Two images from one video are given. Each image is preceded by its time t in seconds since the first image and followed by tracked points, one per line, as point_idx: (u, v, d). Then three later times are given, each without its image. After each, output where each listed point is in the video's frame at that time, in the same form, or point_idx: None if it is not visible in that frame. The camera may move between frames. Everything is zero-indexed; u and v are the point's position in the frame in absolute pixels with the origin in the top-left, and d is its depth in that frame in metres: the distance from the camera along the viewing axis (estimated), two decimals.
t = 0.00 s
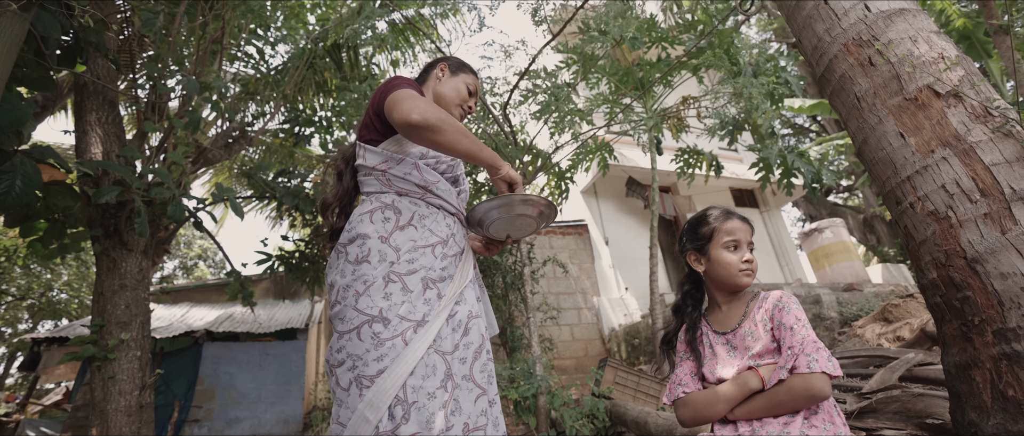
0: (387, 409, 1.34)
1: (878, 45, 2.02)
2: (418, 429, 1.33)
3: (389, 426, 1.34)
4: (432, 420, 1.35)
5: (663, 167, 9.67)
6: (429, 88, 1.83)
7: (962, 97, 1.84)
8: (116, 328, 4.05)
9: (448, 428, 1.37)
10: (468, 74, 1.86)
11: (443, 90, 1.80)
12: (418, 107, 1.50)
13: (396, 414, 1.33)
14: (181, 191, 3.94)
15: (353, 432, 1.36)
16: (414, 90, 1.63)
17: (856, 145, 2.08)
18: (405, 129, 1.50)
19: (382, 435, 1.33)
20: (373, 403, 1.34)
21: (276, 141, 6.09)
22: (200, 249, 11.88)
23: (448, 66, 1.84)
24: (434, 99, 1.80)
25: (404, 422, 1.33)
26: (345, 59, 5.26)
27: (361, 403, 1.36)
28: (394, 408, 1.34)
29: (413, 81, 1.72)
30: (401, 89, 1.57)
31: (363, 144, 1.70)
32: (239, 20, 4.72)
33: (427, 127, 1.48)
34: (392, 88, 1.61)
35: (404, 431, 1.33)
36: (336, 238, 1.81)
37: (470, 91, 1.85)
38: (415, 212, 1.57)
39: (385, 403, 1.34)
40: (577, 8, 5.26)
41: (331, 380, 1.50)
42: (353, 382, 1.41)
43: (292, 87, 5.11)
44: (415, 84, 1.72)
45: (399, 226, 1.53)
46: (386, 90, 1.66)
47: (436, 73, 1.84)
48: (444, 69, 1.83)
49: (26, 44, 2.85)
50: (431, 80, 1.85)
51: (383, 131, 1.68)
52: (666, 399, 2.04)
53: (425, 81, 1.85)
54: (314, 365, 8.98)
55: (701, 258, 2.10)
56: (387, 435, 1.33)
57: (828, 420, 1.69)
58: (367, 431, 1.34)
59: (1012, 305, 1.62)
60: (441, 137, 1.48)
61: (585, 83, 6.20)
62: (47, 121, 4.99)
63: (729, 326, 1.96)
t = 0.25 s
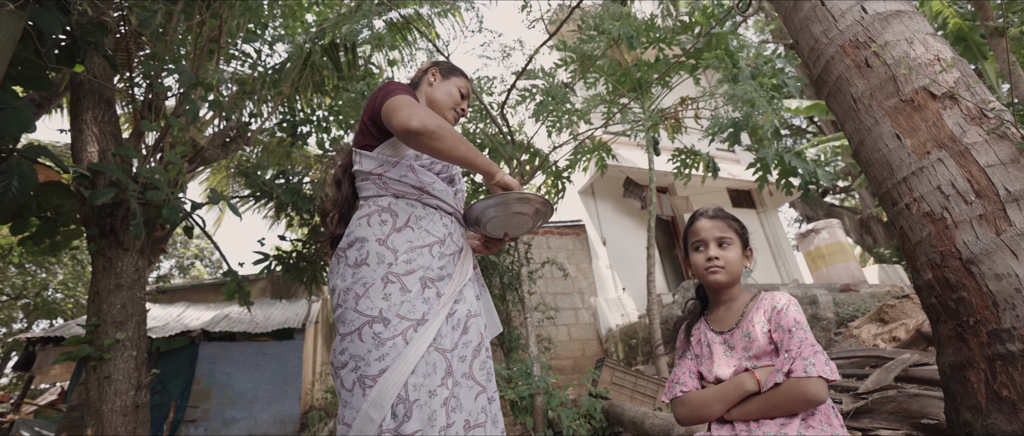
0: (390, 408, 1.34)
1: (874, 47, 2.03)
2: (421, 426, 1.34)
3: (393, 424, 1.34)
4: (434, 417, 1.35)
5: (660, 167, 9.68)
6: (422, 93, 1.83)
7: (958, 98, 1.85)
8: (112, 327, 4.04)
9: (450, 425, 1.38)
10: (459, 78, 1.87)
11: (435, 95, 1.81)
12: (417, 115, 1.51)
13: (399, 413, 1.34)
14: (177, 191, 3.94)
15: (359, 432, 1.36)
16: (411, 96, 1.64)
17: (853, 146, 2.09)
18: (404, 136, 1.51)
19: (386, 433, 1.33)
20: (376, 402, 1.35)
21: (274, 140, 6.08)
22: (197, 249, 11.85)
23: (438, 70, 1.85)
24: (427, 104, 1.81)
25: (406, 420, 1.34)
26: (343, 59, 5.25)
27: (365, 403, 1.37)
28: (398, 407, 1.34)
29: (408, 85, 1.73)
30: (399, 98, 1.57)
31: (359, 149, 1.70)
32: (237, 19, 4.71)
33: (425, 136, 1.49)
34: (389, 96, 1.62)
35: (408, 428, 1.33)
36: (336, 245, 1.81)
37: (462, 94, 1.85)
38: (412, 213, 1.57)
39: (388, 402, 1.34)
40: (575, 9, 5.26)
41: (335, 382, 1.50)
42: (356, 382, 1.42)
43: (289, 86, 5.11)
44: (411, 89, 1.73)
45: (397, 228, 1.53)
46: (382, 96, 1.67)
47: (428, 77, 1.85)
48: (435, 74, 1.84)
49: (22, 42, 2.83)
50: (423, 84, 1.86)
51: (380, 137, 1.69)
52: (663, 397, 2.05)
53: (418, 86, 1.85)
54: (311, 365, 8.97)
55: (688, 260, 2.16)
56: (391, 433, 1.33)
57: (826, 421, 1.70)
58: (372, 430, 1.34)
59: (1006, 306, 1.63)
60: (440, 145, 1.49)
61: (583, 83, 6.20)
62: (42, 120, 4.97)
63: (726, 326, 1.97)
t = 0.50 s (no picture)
0: (397, 406, 1.34)
1: (872, 48, 2.03)
2: (428, 424, 1.34)
3: (400, 423, 1.34)
4: (440, 414, 1.36)
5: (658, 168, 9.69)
6: (418, 98, 1.83)
7: (955, 100, 1.86)
8: (109, 327, 4.04)
9: (455, 423, 1.39)
10: (454, 81, 1.87)
11: (432, 99, 1.81)
12: (412, 128, 1.50)
13: (406, 411, 1.34)
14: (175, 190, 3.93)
15: (366, 432, 1.35)
16: (406, 105, 1.63)
17: (850, 147, 2.10)
18: (400, 151, 1.50)
19: (394, 432, 1.33)
20: (383, 402, 1.35)
21: (272, 140, 6.07)
22: (194, 248, 11.83)
23: (433, 75, 1.85)
24: (424, 108, 1.81)
25: (414, 417, 1.34)
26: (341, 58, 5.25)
27: (371, 403, 1.36)
28: (404, 407, 1.35)
29: (404, 93, 1.71)
30: (393, 109, 1.57)
31: (356, 157, 1.70)
32: (235, 17, 4.71)
33: (420, 149, 1.49)
34: (383, 107, 1.61)
35: (416, 426, 1.34)
36: (337, 251, 1.81)
37: (457, 97, 1.86)
38: (410, 216, 1.57)
39: (395, 400, 1.34)
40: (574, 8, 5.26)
41: (340, 386, 1.50)
42: (361, 383, 1.41)
43: (287, 84, 5.10)
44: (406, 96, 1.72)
45: (396, 231, 1.54)
46: (377, 106, 1.66)
47: (424, 82, 1.84)
48: (430, 78, 1.84)
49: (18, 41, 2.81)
50: (419, 89, 1.85)
51: (376, 145, 1.68)
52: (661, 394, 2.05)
53: (413, 91, 1.85)
54: (308, 365, 8.96)
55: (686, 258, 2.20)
56: (398, 432, 1.33)
57: (821, 422, 1.71)
58: (379, 430, 1.34)
59: (1002, 306, 1.64)
60: (435, 157, 1.49)
61: (581, 83, 6.20)
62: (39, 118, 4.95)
63: (722, 326, 1.97)
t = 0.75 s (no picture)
0: (402, 403, 1.36)
1: (869, 48, 2.04)
2: (434, 418, 1.36)
3: (406, 419, 1.36)
4: (445, 409, 1.37)
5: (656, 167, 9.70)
6: (415, 97, 1.83)
7: (952, 99, 1.86)
8: (105, 325, 4.02)
9: (461, 416, 1.39)
10: (450, 80, 1.86)
11: (429, 99, 1.80)
12: (404, 118, 1.50)
13: (412, 407, 1.36)
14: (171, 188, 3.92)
15: (372, 429, 1.37)
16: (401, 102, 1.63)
17: (847, 146, 2.10)
18: (391, 139, 1.50)
19: (400, 428, 1.35)
20: (387, 399, 1.36)
21: (269, 138, 6.06)
22: (191, 246, 11.81)
23: (429, 74, 1.84)
24: (420, 108, 1.81)
25: (420, 413, 1.36)
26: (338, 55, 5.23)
27: (375, 401, 1.38)
28: (409, 402, 1.36)
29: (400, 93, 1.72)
30: (386, 102, 1.58)
31: (352, 159, 1.70)
32: (232, 15, 4.69)
33: (410, 136, 1.48)
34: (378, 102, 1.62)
35: (422, 421, 1.35)
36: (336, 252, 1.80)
37: (454, 96, 1.85)
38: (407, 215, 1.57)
39: (399, 397, 1.36)
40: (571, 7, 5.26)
41: (346, 385, 1.51)
42: (365, 381, 1.42)
43: (284, 82, 5.09)
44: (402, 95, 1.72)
45: (394, 231, 1.53)
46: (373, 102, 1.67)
47: (420, 81, 1.84)
48: (426, 79, 1.83)
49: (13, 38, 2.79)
50: (416, 90, 1.85)
51: (371, 145, 1.68)
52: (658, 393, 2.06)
53: (410, 90, 1.85)
54: (305, 363, 8.96)
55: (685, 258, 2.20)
56: (405, 428, 1.35)
57: (817, 420, 1.71)
58: (385, 427, 1.36)
59: (997, 306, 1.64)
60: (426, 144, 1.48)
61: (579, 82, 6.20)
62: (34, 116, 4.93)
63: (718, 324, 1.97)
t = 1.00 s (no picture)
0: (393, 400, 1.36)
1: (868, 46, 2.04)
2: (426, 416, 1.36)
3: (397, 416, 1.35)
4: (437, 406, 1.37)
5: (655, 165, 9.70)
6: (413, 95, 1.82)
7: (950, 98, 1.86)
8: (103, 323, 4.02)
9: (454, 414, 1.39)
10: (448, 77, 1.87)
11: (427, 96, 1.80)
12: (406, 132, 1.49)
13: (403, 404, 1.35)
14: (169, 186, 3.92)
15: (362, 426, 1.36)
16: (399, 106, 1.61)
17: (845, 144, 2.10)
18: (394, 154, 1.49)
19: (391, 424, 1.35)
20: (379, 396, 1.36)
21: (267, 135, 6.04)
22: (189, 244, 11.80)
23: (426, 71, 1.84)
24: (419, 105, 1.81)
25: (411, 410, 1.35)
26: (336, 53, 5.22)
27: (367, 397, 1.37)
28: (401, 399, 1.36)
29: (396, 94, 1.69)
30: (386, 111, 1.55)
31: (349, 157, 1.69)
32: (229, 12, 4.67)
33: (414, 152, 1.47)
34: (376, 108, 1.59)
35: (413, 419, 1.35)
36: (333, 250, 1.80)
37: (453, 92, 1.86)
38: (403, 212, 1.57)
39: (391, 394, 1.35)
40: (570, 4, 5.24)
41: (337, 380, 1.51)
42: (357, 378, 1.42)
43: (282, 79, 5.08)
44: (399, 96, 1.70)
45: (390, 227, 1.53)
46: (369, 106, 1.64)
47: (417, 78, 1.83)
48: (424, 75, 1.83)
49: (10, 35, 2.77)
50: (413, 87, 1.84)
51: (368, 145, 1.66)
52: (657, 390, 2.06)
53: (407, 88, 1.85)
54: (304, 361, 8.95)
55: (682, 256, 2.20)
56: (395, 425, 1.35)
57: (814, 418, 1.70)
58: (376, 423, 1.35)
59: (995, 304, 1.64)
60: (430, 160, 1.48)
61: (578, 80, 6.19)
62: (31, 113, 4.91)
63: (716, 322, 1.97)
